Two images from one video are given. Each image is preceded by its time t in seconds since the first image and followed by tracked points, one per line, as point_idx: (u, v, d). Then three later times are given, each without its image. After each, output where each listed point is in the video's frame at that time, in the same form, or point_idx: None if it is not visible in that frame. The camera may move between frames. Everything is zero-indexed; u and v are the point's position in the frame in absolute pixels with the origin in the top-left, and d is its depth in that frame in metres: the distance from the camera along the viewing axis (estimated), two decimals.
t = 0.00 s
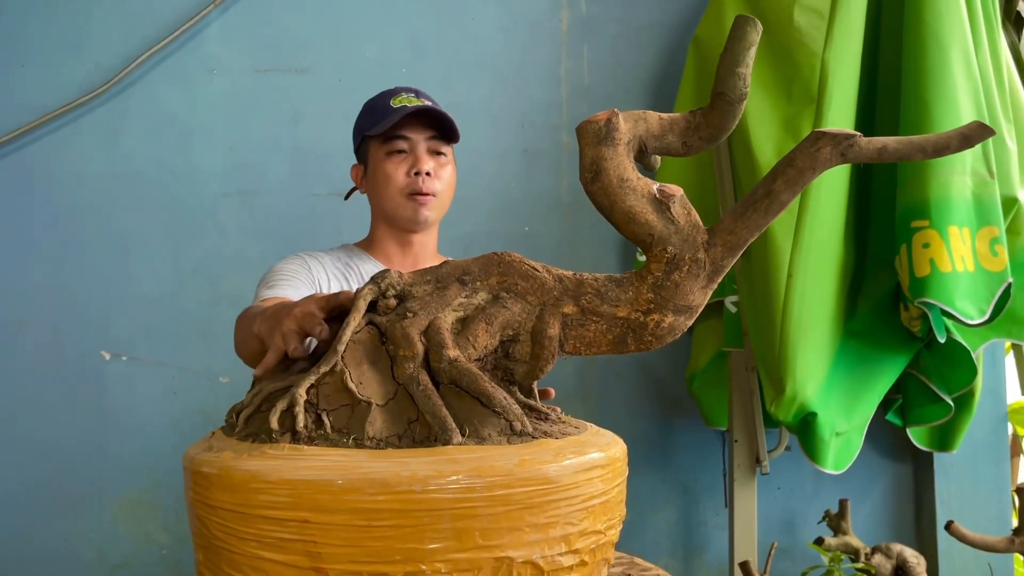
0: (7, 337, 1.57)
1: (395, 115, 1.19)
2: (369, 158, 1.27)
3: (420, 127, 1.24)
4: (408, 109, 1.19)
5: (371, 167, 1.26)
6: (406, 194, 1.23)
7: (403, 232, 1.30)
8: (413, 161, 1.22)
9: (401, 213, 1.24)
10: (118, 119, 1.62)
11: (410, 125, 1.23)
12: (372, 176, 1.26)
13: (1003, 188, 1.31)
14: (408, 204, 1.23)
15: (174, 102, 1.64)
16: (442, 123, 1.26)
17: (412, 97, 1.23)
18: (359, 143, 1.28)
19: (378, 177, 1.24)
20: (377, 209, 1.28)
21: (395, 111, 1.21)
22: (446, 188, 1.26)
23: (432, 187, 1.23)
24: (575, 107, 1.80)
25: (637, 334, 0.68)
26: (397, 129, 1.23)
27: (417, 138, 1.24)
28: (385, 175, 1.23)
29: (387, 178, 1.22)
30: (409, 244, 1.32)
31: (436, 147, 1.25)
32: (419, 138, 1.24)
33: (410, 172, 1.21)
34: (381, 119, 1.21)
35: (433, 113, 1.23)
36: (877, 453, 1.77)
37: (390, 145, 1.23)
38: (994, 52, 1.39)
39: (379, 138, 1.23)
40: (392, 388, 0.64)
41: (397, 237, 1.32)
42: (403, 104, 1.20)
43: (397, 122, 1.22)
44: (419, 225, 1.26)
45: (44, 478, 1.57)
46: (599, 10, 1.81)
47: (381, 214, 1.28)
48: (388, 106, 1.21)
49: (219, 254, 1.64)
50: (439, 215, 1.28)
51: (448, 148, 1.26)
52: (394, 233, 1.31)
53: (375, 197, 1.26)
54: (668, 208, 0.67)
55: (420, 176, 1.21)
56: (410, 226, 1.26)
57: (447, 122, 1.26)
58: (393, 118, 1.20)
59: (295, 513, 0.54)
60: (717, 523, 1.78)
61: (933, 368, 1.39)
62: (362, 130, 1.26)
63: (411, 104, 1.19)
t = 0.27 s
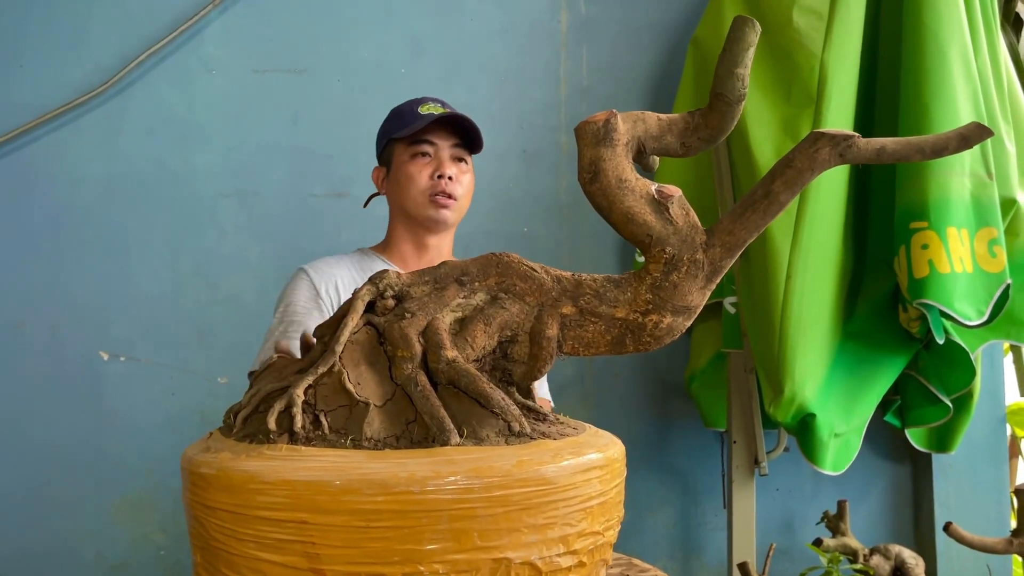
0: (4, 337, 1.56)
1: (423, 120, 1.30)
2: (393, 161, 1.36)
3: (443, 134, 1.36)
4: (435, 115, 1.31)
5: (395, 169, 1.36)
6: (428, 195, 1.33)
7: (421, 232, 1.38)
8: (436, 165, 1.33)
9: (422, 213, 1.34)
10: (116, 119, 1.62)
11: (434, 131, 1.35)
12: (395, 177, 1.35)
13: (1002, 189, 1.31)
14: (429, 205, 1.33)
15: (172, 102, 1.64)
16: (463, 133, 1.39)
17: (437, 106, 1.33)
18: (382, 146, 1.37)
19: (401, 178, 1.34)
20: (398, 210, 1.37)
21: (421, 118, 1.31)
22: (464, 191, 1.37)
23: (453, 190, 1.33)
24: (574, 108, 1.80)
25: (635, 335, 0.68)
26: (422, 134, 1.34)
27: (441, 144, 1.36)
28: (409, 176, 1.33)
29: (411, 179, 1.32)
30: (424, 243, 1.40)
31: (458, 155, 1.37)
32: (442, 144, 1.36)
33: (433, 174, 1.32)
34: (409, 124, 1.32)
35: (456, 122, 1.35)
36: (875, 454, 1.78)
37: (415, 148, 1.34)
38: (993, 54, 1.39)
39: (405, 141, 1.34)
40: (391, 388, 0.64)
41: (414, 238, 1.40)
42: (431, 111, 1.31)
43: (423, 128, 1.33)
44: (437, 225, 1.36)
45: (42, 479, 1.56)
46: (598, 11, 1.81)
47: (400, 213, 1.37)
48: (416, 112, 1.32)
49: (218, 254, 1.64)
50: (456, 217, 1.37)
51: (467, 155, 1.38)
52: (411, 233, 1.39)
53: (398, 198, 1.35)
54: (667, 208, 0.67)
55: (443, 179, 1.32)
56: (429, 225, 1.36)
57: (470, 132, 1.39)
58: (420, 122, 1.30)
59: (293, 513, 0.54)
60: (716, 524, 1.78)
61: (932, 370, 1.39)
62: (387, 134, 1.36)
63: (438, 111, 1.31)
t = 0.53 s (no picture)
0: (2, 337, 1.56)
1: (444, 123, 1.32)
2: (415, 164, 1.38)
3: (465, 139, 1.37)
4: (455, 119, 1.32)
5: (416, 172, 1.38)
6: (448, 197, 1.33)
7: (440, 235, 1.39)
8: (457, 168, 1.34)
9: (443, 216, 1.34)
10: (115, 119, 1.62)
11: (456, 136, 1.36)
12: (416, 179, 1.36)
13: (1001, 190, 1.31)
14: (449, 207, 1.34)
15: (171, 102, 1.64)
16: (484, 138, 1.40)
17: (459, 111, 1.35)
18: (404, 149, 1.39)
19: (422, 181, 1.35)
20: (418, 212, 1.38)
21: (443, 122, 1.33)
22: (483, 195, 1.37)
23: (473, 193, 1.34)
24: (573, 108, 1.80)
25: (633, 334, 0.68)
26: (444, 138, 1.36)
27: (462, 148, 1.37)
28: (430, 178, 1.34)
29: (432, 181, 1.33)
30: (443, 246, 1.40)
31: (479, 159, 1.38)
32: (464, 148, 1.37)
33: (453, 177, 1.33)
34: (430, 127, 1.33)
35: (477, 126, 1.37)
36: (874, 455, 1.77)
37: (437, 151, 1.35)
38: (992, 55, 1.39)
39: (426, 144, 1.36)
40: (389, 387, 0.64)
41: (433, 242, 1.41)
42: (451, 116, 1.33)
43: (444, 131, 1.35)
44: (457, 228, 1.36)
45: (40, 479, 1.56)
46: (597, 12, 1.81)
47: (420, 215, 1.38)
48: (437, 116, 1.34)
49: (216, 254, 1.64)
50: (475, 221, 1.38)
51: (488, 160, 1.39)
52: (430, 235, 1.40)
53: (418, 200, 1.36)
54: (666, 207, 0.67)
55: (464, 181, 1.33)
56: (449, 228, 1.36)
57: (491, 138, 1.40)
58: (442, 126, 1.32)
59: (290, 513, 0.54)
60: (714, 525, 1.78)
61: (931, 370, 1.39)
62: (409, 138, 1.38)
63: (459, 116, 1.33)
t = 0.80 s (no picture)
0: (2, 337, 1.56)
1: (476, 131, 1.31)
2: (442, 168, 1.37)
3: (494, 145, 1.37)
4: (486, 127, 1.32)
5: (443, 176, 1.37)
6: (475, 203, 1.33)
7: (464, 238, 1.39)
8: (486, 174, 1.34)
9: (468, 220, 1.34)
10: (115, 118, 1.61)
11: (485, 142, 1.35)
12: (444, 184, 1.36)
13: (1002, 191, 1.31)
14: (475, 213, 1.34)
15: (172, 101, 1.64)
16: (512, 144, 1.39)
17: (489, 118, 1.34)
18: (432, 152, 1.38)
19: (450, 185, 1.34)
20: (443, 215, 1.38)
21: (473, 129, 1.32)
22: (508, 202, 1.38)
23: (499, 199, 1.34)
24: (574, 109, 1.80)
25: (635, 334, 0.68)
26: (474, 144, 1.35)
27: (491, 155, 1.36)
28: (458, 184, 1.33)
29: (460, 187, 1.33)
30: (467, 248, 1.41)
31: (505, 166, 1.38)
32: (492, 154, 1.36)
33: (481, 183, 1.33)
34: (461, 133, 1.32)
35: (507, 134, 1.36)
36: (874, 456, 1.77)
37: (466, 157, 1.34)
38: (993, 56, 1.39)
39: (455, 149, 1.35)
40: (391, 387, 0.64)
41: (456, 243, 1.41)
42: (482, 124, 1.32)
43: (475, 138, 1.34)
44: (481, 233, 1.37)
45: (39, 479, 1.56)
46: (598, 12, 1.81)
47: (445, 218, 1.38)
48: (468, 124, 1.33)
49: (216, 253, 1.63)
50: (498, 227, 1.39)
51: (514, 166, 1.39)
52: (454, 238, 1.40)
53: (445, 204, 1.35)
54: (668, 208, 0.67)
55: (491, 188, 1.33)
56: (474, 232, 1.37)
57: (518, 145, 1.40)
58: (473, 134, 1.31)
59: (293, 513, 0.54)
60: (714, 526, 1.78)
61: (931, 371, 1.39)
62: (438, 141, 1.36)
63: (489, 124, 1.32)
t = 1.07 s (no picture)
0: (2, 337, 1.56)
1: (488, 136, 1.30)
2: (453, 170, 1.37)
3: (506, 150, 1.36)
4: (499, 133, 1.30)
5: (454, 178, 1.37)
6: (484, 207, 1.34)
7: (473, 240, 1.40)
8: (496, 179, 1.34)
9: (477, 224, 1.35)
10: (115, 119, 1.61)
11: (498, 147, 1.35)
12: (455, 187, 1.36)
13: (1001, 192, 1.31)
14: (485, 217, 1.34)
15: (172, 102, 1.64)
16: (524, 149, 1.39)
17: (501, 123, 1.34)
18: (443, 155, 1.37)
19: (460, 188, 1.34)
20: (452, 217, 1.38)
21: (486, 134, 1.32)
22: (517, 206, 1.38)
23: (507, 204, 1.35)
24: (574, 110, 1.80)
25: (635, 335, 0.68)
26: (486, 149, 1.34)
27: (502, 160, 1.36)
28: (469, 187, 1.33)
29: (470, 191, 1.33)
30: (476, 250, 1.41)
31: (516, 171, 1.38)
32: (503, 160, 1.36)
33: (491, 188, 1.33)
34: (473, 138, 1.32)
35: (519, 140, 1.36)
36: (874, 457, 1.77)
37: (477, 161, 1.34)
38: (993, 57, 1.39)
39: (467, 153, 1.34)
40: (393, 387, 0.64)
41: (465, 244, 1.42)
42: (495, 130, 1.31)
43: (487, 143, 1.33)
44: (490, 236, 1.37)
45: (39, 479, 1.56)
46: (598, 13, 1.81)
47: (454, 220, 1.38)
48: (480, 129, 1.32)
49: (216, 254, 1.63)
50: (507, 231, 1.39)
51: (524, 172, 1.39)
52: (463, 239, 1.40)
53: (455, 207, 1.36)
54: (668, 209, 0.67)
55: (501, 193, 1.33)
56: (482, 235, 1.37)
57: (529, 151, 1.39)
58: (485, 140, 1.30)
59: (296, 513, 0.54)
60: (714, 527, 1.78)
61: (931, 372, 1.39)
62: (449, 144, 1.36)
63: (502, 131, 1.31)
